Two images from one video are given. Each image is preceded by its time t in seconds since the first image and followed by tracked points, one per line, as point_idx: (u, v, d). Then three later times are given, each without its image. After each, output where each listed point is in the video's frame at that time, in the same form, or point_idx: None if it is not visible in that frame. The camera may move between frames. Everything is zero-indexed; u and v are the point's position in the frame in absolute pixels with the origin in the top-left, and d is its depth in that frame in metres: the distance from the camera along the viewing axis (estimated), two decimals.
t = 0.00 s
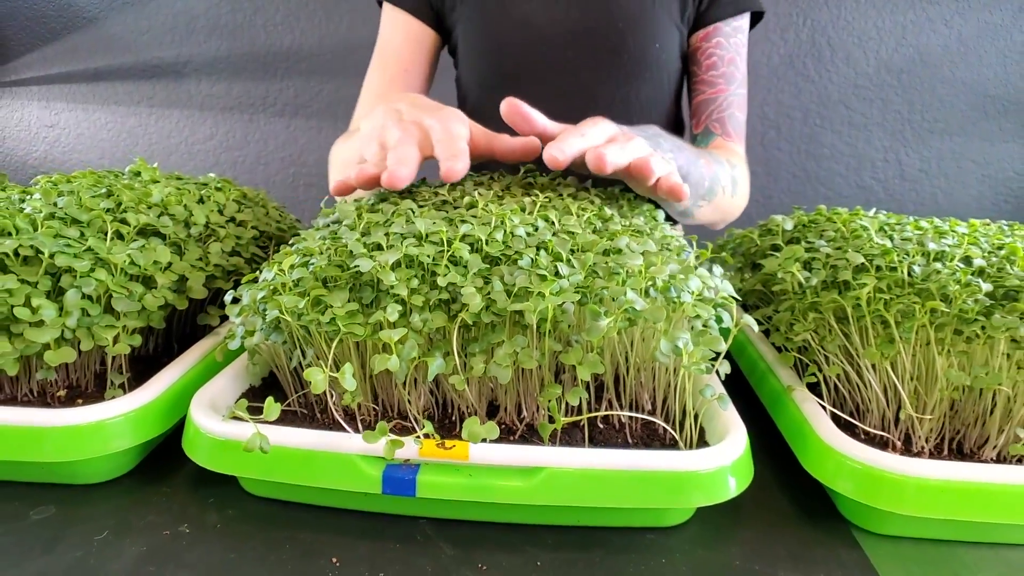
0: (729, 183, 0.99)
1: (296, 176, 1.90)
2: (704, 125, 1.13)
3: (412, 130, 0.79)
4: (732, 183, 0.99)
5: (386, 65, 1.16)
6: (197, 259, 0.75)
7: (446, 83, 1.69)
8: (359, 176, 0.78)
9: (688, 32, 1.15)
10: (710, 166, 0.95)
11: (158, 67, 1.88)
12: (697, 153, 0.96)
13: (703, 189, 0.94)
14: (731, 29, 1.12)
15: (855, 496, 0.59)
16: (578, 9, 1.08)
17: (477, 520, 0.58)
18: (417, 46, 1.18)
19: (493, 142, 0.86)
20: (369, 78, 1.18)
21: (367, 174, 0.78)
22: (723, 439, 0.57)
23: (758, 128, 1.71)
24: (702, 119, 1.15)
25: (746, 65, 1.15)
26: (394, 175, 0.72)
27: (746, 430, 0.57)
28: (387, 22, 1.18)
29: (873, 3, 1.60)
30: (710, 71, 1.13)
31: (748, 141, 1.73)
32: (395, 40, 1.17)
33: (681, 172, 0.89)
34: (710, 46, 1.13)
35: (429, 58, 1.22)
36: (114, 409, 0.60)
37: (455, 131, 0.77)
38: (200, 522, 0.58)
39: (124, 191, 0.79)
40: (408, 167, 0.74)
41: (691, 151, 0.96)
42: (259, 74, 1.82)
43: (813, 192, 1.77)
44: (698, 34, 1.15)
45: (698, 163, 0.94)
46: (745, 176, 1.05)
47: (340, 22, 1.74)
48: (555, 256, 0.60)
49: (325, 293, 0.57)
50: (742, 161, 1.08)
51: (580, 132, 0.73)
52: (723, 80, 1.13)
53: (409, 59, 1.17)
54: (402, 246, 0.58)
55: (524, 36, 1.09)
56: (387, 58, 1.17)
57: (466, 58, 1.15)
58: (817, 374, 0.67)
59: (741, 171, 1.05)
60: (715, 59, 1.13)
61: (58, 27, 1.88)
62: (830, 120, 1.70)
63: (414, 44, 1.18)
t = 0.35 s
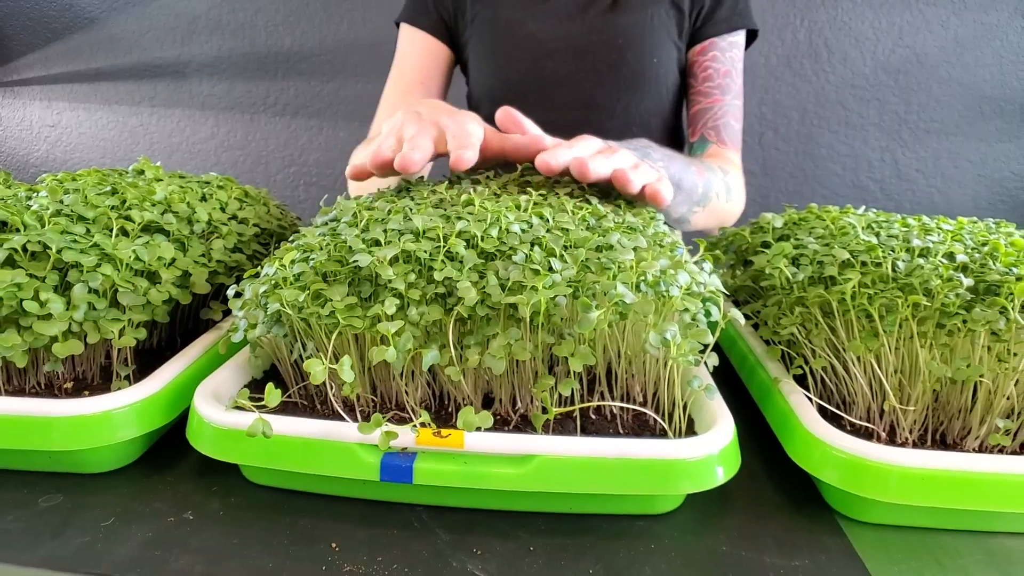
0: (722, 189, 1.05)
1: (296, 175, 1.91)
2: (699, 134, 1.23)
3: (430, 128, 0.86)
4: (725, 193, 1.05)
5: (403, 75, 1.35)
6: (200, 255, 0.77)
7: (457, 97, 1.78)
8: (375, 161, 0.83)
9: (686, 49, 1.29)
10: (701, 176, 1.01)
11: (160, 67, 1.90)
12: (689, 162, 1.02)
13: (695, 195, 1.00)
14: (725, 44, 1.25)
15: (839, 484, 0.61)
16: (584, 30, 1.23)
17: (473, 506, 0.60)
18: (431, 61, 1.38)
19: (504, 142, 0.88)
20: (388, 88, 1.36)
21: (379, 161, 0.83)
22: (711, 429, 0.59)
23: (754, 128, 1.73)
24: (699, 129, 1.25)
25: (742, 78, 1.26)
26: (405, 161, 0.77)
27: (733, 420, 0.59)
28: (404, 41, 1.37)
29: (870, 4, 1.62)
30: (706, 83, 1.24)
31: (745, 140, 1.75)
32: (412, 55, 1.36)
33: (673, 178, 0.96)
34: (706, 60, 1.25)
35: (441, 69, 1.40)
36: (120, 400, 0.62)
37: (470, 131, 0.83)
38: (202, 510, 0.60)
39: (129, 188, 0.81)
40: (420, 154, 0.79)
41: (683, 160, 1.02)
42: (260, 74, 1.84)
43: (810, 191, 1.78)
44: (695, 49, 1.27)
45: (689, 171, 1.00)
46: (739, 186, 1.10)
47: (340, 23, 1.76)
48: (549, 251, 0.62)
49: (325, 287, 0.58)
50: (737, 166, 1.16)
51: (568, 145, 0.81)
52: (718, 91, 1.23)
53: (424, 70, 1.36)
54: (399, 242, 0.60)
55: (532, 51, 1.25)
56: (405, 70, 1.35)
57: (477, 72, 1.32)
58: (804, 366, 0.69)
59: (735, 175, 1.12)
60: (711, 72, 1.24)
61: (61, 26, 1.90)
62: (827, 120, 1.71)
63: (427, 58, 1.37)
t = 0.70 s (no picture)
0: (715, 188, 1.07)
1: (296, 174, 1.93)
2: (696, 134, 1.23)
3: (425, 150, 0.92)
4: (717, 192, 1.07)
5: (411, 87, 1.37)
6: (201, 252, 0.78)
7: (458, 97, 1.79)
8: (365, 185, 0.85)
9: (683, 53, 1.30)
10: (691, 174, 1.04)
11: (161, 67, 1.91)
12: (678, 162, 1.05)
13: (684, 193, 1.02)
14: (722, 48, 1.25)
15: (826, 476, 0.62)
16: (582, 31, 1.24)
17: (468, 498, 0.61)
18: (438, 73, 1.40)
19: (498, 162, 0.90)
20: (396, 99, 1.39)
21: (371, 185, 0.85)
22: (700, 422, 0.60)
23: (751, 128, 1.75)
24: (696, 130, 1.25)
25: (739, 81, 1.26)
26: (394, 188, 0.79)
27: (722, 413, 0.60)
28: (411, 53, 1.40)
29: (867, 4, 1.63)
30: (703, 85, 1.25)
31: (742, 140, 1.76)
32: (419, 67, 1.39)
33: (659, 176, 0.99)
34: (703, 63, 1.25)
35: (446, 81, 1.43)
36: (122, 393, 0.63)
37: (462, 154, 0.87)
38: (204, 501, 0.61)
39: (131, 187, 0.82)
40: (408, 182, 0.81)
41: (672, 158, 1.05)
42: (261, 73, 1.85)
43: (808, 190, 1.80)
44: (693, 53, 1.28)
45: (678, 169, 1.03)
46: (733, 187, 1.12)
47: (340, 23, 1.77)
48: (543, 248, 0.63)
49: (324, 283, 0.60)
50: (732, 167, 1.17)
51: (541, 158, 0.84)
52: (715, 93, 1.23)
53: (429, 82, 1.39)
54: (397, 239, 0.61)
55: (532, 53, 1.27)
56: (412, 83, 1.38)
57: (479, 76, 1.34)
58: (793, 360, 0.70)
59: (729, 175, 1.13)
60: (708, 74, 1.25)
61: (63, 26, 1.92)
62: (824, 121, 1.73)
63: (434, 70, 1.40)
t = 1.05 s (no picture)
0: (712, 188, 1.07)
1: (296, 174, 1.93)
2: (691, 134, 1.23)
3: (418, 145, 0.91)
4: (712, 190, 1.07)
5: (409, 89, 1.37)
6: (198, 250, 0.79)
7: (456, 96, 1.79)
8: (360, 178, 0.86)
9: (679, 55, 1.30)
10: (689, 172, 1.04)
11: (160, 67, 1.92)
12: (677, 159, 1.04)
13: (682, 190, 1.02)
14: (718, 49, 1.26)
15: (815, 472, 0.62)
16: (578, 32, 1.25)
17: (460, 492, 0.62)
18: (436, 76, 1.41)
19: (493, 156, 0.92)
20: (394, 102, 1.39)
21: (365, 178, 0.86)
22: (691, 417, 0.61)
23: (749, 128, 1.75)
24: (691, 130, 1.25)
25: (734, 83, 1.27)
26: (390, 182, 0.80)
27: (712, 408, 0.61)
28: (408, 56, 1.41)
29: (864, 4, 1.63)
30: (699, 86, 1.25)
31: (739, 140, 1.77)
32: (417, 70, 1.40)
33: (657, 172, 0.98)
34: (699, 64, 1.26)
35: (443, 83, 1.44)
36: (119, 388, 0.64)
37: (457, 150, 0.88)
38: (199, 495, 0.62)
39: (128, 186, 0.83)
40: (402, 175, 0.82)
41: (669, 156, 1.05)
42: (259, 73, 1.86)
43: (806, 190, 1.80)
44: (688, 54, 1.28)
45: (675, 166, 1.03)
46: (728, 187, 1.12)
47: (338, 23, 1.78)
48: (535, 245, 0.64)
49: (317, 279, 0.61)
50: (728, 167, 1.17)
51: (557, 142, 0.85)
52: (710, 94, 1.24)
53: (427, 85, 1.40)
54: (389, 237, 0.62)
55: (527, 53, 1.27)
56: (410, 85, 1.39)
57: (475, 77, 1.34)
58: (784, 356, 0.71)
59: (725, 174, 1.14)
60: (703, 76, 1.25)
61: (62, 27, 1.93)
62: (822, 120, 1.73)
63: (432, 73, 1.40)
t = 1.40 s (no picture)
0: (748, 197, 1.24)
1: (296, 175, 1.94)
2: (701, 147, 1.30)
3: (417, 140, 0.93)
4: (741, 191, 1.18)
5: (406, 92, 1.37)
6: (199, 250, 0.79)
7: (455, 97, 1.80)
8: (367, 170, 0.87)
9: (680, 63, 1.33)
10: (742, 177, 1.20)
11: (161, 69, 1.93)
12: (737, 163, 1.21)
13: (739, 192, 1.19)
14: (719, 61, 1.30)
15: (811, 471, 0.62)
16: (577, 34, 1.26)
17: (457, 491, 0.63)
18: (433, 77, 1.41)
19: (489, 150, 0.94)
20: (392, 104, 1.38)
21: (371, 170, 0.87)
22: (686, 416, 0.61)
23: (749, 129, 1.76)
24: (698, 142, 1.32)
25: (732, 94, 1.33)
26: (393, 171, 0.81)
27: (708, 407, 0.62)
28: (405, 59, 1.40)
29: (864, 6, 1.63)
30: (704, 99, 1.30)
31: (739, 141, 1.77)
32: (414, 72, 1.39)
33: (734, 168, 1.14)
34: (702, 77, 1.30)
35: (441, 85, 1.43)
36: (120, 387, 0.65)
37: (454, 141, 0.90)
38: (199, 493, 0.63)
39: (130, 187, 0.84)
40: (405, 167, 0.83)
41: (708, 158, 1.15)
42: (261, 75, 1.87)
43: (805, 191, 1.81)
44: (690, 65, 1.32)
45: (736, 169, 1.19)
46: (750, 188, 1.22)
47: (338, 25, 1.78)
48: (532, 245, 0.64)
49: (317, 279, 0.61)
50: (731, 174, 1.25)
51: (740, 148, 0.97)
52: (717, 107, 1.30)
53: (425, 87, 1.39)
54: (388, 237, 0.63)
55: (526, 55, 1.27)
56: (407, 87, 1.38)
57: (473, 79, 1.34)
58: (779, 356, 0.71)
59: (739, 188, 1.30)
60: (708, 88, 1.30)
61: (63, 28, 1.93)
62: (822, 121, 1.73)
63: (429, 75, 1.40)
